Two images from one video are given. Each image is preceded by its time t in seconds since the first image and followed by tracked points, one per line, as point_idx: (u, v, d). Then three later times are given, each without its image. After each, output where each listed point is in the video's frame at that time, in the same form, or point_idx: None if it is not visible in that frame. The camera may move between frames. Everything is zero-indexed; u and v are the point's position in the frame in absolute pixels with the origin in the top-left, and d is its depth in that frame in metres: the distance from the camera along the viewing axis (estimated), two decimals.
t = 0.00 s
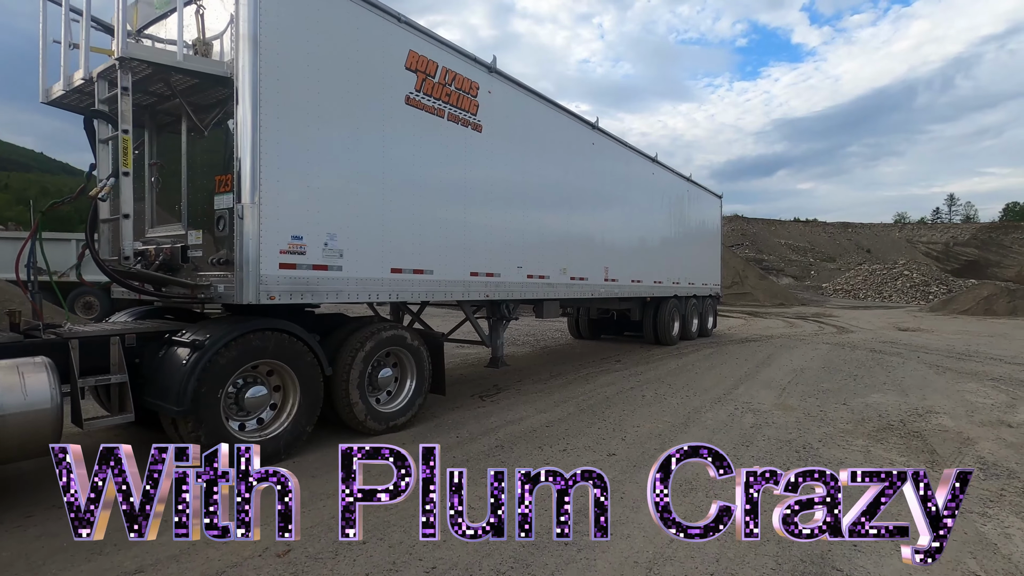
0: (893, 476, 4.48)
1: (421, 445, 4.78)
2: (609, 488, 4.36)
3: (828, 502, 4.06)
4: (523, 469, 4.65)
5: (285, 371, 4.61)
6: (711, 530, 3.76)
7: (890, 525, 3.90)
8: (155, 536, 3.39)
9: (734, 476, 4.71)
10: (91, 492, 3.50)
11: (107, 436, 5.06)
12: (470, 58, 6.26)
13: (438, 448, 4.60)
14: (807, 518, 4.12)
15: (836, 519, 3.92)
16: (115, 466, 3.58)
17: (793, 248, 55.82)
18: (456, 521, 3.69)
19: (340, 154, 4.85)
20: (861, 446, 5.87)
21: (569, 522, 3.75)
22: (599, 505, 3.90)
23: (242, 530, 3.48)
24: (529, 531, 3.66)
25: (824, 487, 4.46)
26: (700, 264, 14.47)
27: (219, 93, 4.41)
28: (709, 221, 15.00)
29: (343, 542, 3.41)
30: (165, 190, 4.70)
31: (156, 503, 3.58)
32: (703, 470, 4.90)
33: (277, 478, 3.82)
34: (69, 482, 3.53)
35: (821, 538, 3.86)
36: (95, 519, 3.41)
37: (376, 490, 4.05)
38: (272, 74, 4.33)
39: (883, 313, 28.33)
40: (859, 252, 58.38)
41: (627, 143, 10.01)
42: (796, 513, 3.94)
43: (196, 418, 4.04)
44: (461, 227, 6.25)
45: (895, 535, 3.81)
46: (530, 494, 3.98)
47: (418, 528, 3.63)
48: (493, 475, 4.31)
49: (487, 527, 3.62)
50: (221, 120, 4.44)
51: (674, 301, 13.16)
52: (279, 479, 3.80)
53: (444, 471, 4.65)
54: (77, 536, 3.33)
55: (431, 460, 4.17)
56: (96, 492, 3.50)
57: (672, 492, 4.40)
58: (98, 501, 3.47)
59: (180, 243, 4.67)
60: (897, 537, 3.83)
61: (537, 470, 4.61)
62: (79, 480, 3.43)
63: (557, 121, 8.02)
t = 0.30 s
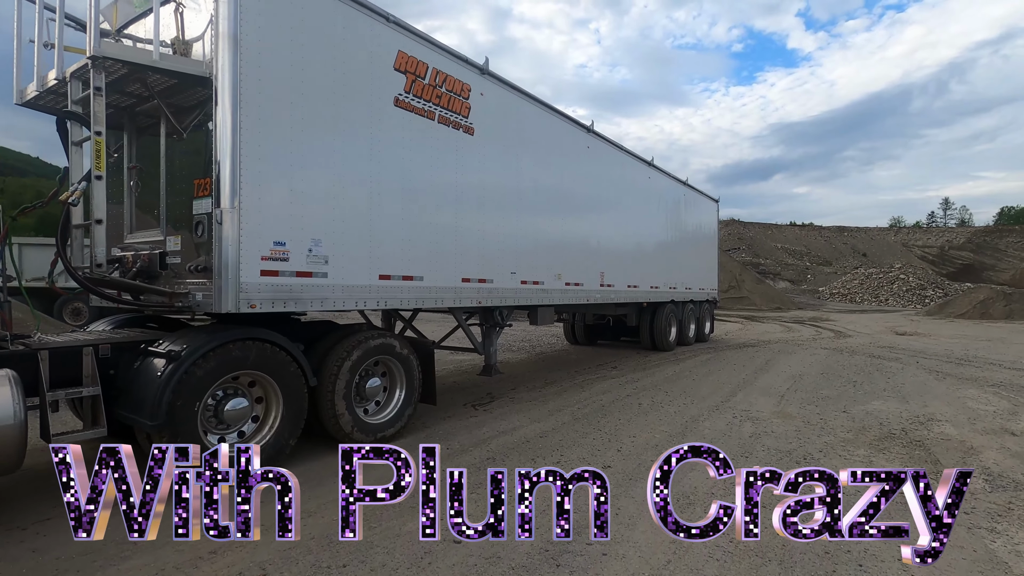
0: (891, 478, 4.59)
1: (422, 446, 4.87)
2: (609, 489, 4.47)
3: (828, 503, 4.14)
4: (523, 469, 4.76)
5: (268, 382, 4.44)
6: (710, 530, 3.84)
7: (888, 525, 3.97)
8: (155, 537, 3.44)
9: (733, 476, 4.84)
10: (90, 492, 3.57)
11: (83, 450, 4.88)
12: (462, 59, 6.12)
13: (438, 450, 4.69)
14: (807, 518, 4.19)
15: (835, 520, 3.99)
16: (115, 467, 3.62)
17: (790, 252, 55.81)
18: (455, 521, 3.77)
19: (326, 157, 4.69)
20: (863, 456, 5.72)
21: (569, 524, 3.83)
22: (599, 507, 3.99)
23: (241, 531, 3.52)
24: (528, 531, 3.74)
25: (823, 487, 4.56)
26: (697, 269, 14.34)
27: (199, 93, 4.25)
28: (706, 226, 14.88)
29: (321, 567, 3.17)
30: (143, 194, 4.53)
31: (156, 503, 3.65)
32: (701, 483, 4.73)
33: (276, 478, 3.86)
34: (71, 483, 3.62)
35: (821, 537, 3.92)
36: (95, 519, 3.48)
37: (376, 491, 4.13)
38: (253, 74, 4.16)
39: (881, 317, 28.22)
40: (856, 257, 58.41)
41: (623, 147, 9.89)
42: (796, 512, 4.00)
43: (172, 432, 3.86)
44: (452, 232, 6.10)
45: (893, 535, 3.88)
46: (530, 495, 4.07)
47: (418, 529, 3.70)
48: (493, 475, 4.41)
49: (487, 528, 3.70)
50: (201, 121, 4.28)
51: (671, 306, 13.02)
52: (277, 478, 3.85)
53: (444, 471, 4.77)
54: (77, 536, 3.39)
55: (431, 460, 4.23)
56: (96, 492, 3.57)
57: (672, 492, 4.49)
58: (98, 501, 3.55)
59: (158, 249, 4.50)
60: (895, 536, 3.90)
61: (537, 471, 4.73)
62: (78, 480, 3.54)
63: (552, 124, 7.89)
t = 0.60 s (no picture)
0: (890, 477, 4.42)
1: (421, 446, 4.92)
2: (608, 489, 4.48)
3: (828, 502, 4.09)
4: (522, 470, 4.81)
5: (239, 391, 4.26)
6: (709, 530, 3.84)
7: (888, 524, 3.95)
8: (155, 537, 3.45)
9: (733, 476, 4.88)
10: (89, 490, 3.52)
11: (48, 464, 4.68)
12: (446, 56, 5.97)
13: (437, 449, 4.72)
14: (807, 517, 4.15)
15: (835, 520, 3.94)
16: (116, 467, 3.60)
17: (783, 253, 55.93)
18: (456, 521, 3.79)
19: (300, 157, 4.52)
20: (856, 462, 5.60)
21: (568, 523, 3.85)
22: (598, 503, 3.98)
23: (241, 531, 3.56)
24: (528, 530, 3.75)
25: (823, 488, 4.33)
26: (689, 271, 14.23)
27: (166, 90, 4.07)
28: (699, 227, 14.77)
29: None
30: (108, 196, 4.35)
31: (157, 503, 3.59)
32: (690, 493, 4.58)
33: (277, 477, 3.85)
34: (71, 482, 3.58)
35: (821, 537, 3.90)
36: (95, 519, 3.45)
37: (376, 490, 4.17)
38: (222, 70, 3.99)
39: (874, 318, 28.20)
40: (848, 258, 58.63)
41: (613, 147, 9.76)
42: (796, 513, 3.96)
43: (136, 444, 3.68)
44: (436, 235, 5.94)
45: (893, 535, 3.87)
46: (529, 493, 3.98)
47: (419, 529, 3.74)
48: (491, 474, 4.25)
49: (488, 527, 3.73)
50: (168, 120, 4.10)
51: (663, 308, 12.90)
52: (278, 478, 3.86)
53: (443, 471, 4.83)
54: (76, 536, 3.39)
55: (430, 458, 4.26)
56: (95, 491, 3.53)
57: (671, 494, 4.52)
58: (98, 501, 3.51)
59: (124, 253, 4.33)
60: (895, 536, 3.89)
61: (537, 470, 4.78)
62: (79, 479, 3.51)
63: (540, 124, 7.75)
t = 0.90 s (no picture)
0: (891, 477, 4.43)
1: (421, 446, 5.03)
2: (609, 489, 4.60)
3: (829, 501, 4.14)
4: (522, 469, 4.91)
5: (206, 403, 4.08)
6: (709, 530, 3.92)
7: (889, 525, 4.02)
8: (156, 537, 3.56)
9: (733, 476, 5.00)
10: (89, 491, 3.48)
11: (7, 478, 4.48)
12: (426, 56, 5.83)
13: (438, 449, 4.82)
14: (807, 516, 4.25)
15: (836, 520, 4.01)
16: (116, 467, 3.52)
17: (774, 255, 56.15)
18: (456, 520, 3.88)
19: (271, 158, 4.36)
20: (845, 469, 5.50)
21: (568, 523, 3.93)
22: (597, 502, 4.06)
23: (242, 531, 3.65)
24: (528, 530, 3.84)
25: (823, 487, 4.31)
26: (678, 273, 14.16)
27: (128, 90, 3.90)
28: (688, 230, 14.70)
29: None
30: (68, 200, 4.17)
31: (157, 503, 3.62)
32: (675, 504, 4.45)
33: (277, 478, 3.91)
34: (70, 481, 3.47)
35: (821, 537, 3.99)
36: (95, 519, 3.54)
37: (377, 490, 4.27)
38: (185, 69, 3.83)
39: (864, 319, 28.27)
40: (837, 259, 58.93)
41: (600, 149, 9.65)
42: (796, 512, 4.06)
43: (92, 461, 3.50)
44: (417, 239, 5.79)
45: (891, 535, 3.96)
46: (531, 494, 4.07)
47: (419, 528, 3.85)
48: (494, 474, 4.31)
49: (487, 527, 3.82)
50: (130, 121, 3.93)
51: (652, 311, 12.81)
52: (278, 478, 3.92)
53: (444, 472, 4.96)
54: (77, 536, 3.49)
55: (430, 458, 4.38)
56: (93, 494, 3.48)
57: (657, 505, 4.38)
58: (98, 502, 3.50)
59: (86, 259, 4.15)
60: (895, 537, 3.97)
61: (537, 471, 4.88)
62: (80, 480, 3.43)
63: (525, 125, 7.62)
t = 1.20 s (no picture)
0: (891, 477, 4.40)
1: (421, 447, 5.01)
2: (610, 489, 4.59)
3: (829, 502, 4.15)
4: (523, 470, 4.88)
5: (173, 408, 3.89)
6: (710, 530, 3.89)
7: (889, 525, 4.00)
8: (156, 537, 3.57)
9: (734, 476, 4.94)
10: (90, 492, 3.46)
11: None
12: (408, 48, 5.66)
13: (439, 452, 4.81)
14: (807, 517, 4.21)
15: (835, 519, 4.01)
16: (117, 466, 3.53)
17: (765, 253, 56.33)
18: (456, 520, 3.87)
19: (242, 152, 4.18)
20: (837, 469, 5.40)
21: (568, 523, 3.92)
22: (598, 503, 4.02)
23: (242, 531, 3.65)
24: (529, 530, 3.82)
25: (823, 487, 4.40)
26: (669, 272, 14.06)
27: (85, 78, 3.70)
28: (679, 228, 14.61)
29: None
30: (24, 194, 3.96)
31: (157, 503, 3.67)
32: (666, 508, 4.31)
33: (277, 479, 3.96)
34: (69, 482, 3.39)
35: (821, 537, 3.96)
36: (95, 519, 3.51)
37: (377, 491, 4.24)
38: (149, 56, 3.64)
39: (854, 317, 28.33)
40: (827, 257, 59.21)
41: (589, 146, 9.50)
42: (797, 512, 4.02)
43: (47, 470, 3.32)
44: (399, 236, 5.62)
45: (893, 535, 3.92)
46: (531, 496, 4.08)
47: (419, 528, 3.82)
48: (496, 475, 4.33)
49: (488, 526, 3.79)
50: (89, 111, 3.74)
51: (643, 310, 12.70)
52: (278, 478, 3.93)
53: (444, 472, 4.93)
54: (77, 536, 3.48)
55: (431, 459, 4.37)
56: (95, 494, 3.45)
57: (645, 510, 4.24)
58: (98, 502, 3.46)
59: (46, 257, 3.95)
60: (896, 536, 3.93)
61: (537, 471, 4.85)
62: (80, 480, 3.38)
63: (511, 121, 7.46)
